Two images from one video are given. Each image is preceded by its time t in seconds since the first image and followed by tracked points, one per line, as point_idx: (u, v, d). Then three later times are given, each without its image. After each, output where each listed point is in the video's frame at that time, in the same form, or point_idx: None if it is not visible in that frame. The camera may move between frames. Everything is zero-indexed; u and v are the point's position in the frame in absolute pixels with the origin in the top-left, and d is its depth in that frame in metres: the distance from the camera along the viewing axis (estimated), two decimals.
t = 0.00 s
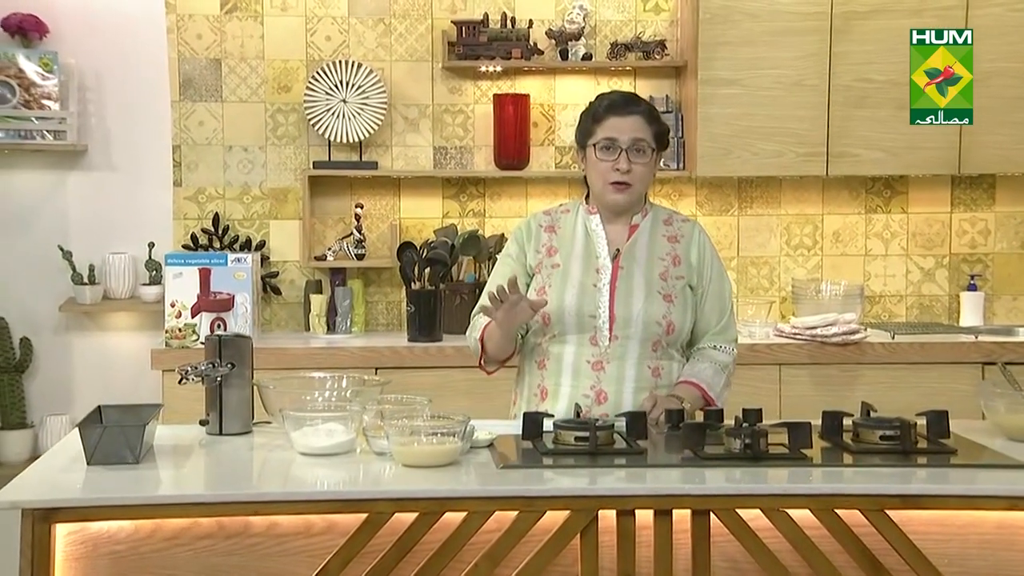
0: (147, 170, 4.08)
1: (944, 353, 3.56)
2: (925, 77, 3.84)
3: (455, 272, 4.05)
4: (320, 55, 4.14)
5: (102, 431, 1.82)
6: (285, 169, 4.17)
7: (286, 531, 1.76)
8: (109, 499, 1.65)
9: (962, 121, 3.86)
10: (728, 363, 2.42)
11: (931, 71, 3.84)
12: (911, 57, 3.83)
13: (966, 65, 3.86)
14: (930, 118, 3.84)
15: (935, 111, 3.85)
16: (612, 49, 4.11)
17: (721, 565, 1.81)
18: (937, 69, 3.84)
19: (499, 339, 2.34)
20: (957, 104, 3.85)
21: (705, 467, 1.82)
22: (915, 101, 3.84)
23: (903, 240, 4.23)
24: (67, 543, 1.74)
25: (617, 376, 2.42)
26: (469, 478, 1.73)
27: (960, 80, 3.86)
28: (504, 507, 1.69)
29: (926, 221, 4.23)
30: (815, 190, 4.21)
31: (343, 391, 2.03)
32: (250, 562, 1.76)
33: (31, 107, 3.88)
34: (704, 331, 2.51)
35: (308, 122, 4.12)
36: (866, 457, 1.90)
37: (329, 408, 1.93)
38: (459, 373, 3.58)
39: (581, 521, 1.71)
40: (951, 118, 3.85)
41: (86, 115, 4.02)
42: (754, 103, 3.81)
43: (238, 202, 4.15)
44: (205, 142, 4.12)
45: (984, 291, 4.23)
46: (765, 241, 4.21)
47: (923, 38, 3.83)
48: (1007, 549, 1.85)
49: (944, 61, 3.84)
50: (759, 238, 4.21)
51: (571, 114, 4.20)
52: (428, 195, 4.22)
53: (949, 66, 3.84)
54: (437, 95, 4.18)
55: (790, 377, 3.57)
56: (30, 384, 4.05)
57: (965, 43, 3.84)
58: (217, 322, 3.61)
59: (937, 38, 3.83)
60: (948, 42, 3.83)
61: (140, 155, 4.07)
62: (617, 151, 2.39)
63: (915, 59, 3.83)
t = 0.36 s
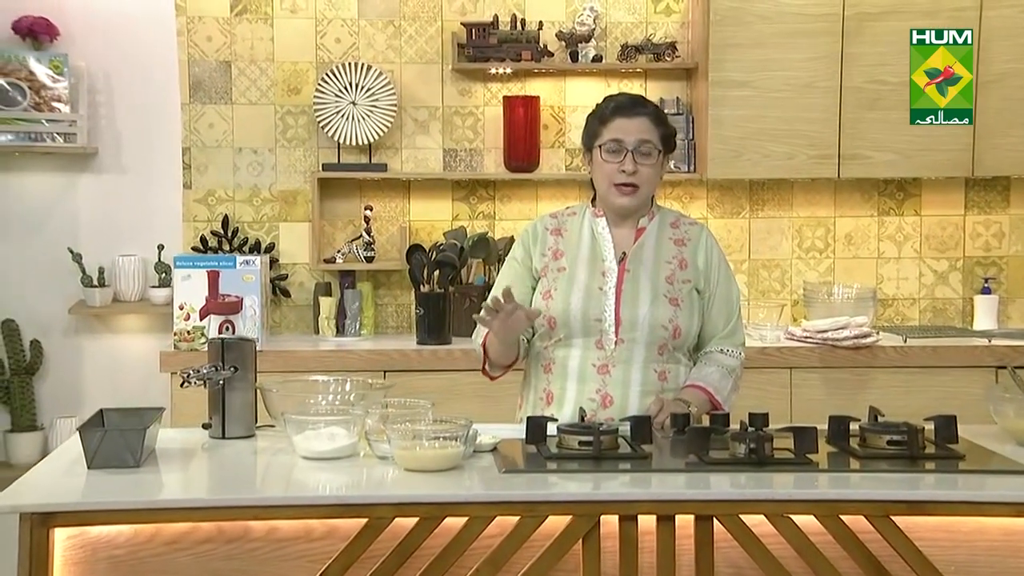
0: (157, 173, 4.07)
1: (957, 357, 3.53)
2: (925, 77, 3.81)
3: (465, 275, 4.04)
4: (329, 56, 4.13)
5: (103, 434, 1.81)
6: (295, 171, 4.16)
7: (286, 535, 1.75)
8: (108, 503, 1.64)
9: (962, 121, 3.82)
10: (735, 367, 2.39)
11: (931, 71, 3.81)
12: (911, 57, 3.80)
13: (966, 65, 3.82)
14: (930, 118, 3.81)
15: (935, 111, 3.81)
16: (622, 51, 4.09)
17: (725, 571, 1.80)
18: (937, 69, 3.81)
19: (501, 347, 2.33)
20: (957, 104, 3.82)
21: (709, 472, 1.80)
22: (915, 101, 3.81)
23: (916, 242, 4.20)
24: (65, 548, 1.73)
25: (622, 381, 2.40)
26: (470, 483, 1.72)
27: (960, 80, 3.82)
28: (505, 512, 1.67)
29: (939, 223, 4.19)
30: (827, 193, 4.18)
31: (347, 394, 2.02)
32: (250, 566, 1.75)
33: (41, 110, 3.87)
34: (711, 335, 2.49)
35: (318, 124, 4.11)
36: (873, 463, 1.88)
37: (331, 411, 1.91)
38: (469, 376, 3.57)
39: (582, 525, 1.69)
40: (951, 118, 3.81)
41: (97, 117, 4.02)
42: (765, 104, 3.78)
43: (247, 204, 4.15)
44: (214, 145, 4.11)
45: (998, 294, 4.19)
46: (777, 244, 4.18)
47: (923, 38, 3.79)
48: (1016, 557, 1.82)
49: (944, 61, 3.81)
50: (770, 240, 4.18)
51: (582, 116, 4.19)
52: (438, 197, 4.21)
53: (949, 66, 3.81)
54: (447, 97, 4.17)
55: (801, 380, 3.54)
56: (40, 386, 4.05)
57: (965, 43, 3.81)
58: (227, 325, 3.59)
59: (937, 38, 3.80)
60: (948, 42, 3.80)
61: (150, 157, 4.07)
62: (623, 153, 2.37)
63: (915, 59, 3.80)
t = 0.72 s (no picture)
0: (158, 173, 4.06)
1: (962, 358, 3.51)
2: (925, 77, 3.78)
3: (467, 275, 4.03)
4: (331, 56, 4.11)
5: (96, 435, 1.80)
6: (297, 170, 4.14)
7: (279, 538, 1.74)
8: (98, 505, 1.63)
9: (962, 121, 3.79)
10: (734, 368, 2.37)
11: (931, 71, 3.78)
12: (911, 57, 3.77)
13: (966, 65, 3.79)
14: (930, 118, 3.78)
15: (935, 111, 3.79)
16: (625, 50, 4.07)
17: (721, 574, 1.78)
18: (937, 69, 3.78)
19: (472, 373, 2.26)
20: (957, 104, 3.79)
21: (706, 474, 1.78)
22: (915, 101, 3.78)
23: (921, 242, 4.17)
24: (56, 550, 1.72)
25: (620, 381, 2.39)
26: (463, 485, 1.70)
27: (960, 80, 3.79)
28: (499, 515, 1.66)
29: (944, 223, 4.17)
30: (831, 192, 4.15)
31: (343, 395, 2.01)
32: (243, 568, 1.74)
33: (43, 109, 3.87)
34: (710, 336, 2.46)
35: (320, 123, 4.09)
36: (873, 464, 1.86)
37: (326, 412, 1.90)
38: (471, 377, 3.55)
39: (576, 528, 1.68)
40: (951, 118, 3.79)
41: (99, 117, 4.01)
42: (769, 103, 3.76)
43: (249, 204, 4.13)
44: (216, 145, 4.10)
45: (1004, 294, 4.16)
46: (781, 244, 4.16)
47: (923, 38, 3.77)
48: (1017, 560, 1.80)
49: (944, 61, 3.78)
50: (774, 240, 4.16)
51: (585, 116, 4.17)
52: (441, 197, 4.19)
53: (949, 66, 3.78)
54: (450, 97, 4.15)
55: (805, 381, 3.52)
56: (42, 386, 4.04)
57: (965, 43, 3.78)
58: (227, 325, 3.55)
59: (937, 38, 3.77)
60: (948, 42, 3.77)
61: (152, 157, 4.06)
62: (621, 151, 2.35)
63: (915, 59, 3.77)
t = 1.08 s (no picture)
0: (163, 172, 4.06)
1: (970, 359, 3.48)
2: (925, 77, 3.75)
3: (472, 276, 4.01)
4: (337, 55, 4.10)
5: (92, 436, 1.79)
6: (302, 170, 4.13)
7: (274, 540, 1.73)
8: (91, 507, 1.62)
9: (961, 121, 3.77)
10: (736, 369, 2.35)
11: (931, 71, 3.75)
12: (911, 57, 3.74)
13: (966, 65, 3.76)
14: (930, 118, 3.76)
15: (935, 111, 3.76)
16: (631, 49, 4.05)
17: None
18: (937, 69, 3.76)
19: (467, 392, 2.26)
20: (956, 104, 3.76)
21: (705, 476, 1.77)
22: (914, 101, 3.75)
23: (929, 243, 4.14)
24: (50, 551, 1.71)
25: (621, 384, 2.37)
26: (460, 487, 1.68)
27: (960, 81, 3.76)
28: (496, 517, 1.64)
29: (953, 224, 4.14)
30: (839, 193, 4.13)
31: (343, 397, 2.00)
32: (239, 570, 1.73)
33: (48, 109, 3.86)
34: (711, 337, 2.44)
35: (325, 123, 4.08)
36: (875, 467, 1.84)
37: (324, 413, 1.89)
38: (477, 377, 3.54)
39: (574, 530, 1.66)
40: (951, 118, 3.76)
41: (104, 116, 4.00)
42: (776, 102, 3.74)
43: (254, 204, 4.12)
44: (221, 144, 4.09)
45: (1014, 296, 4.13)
46: (788, 244, 4.14)
47: (923, 38, 3.74)
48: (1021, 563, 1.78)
49: (944, 61, 3.75)
50: (782, 240, 4.14)
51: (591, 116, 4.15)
52: (446, 197, 4.17)
53: (949, 66, 3.76)
54: (455, 96, 4.14)
55: (811, 382, 3.50)
56: (47, 386, 4.03)
57: (965, 43, 3.75)
58: (231, 326, 3.41)
59: (937, 38, 3.74)
60: (948, 42, 3.74)
61: (158, 157, 4.05)
62: (617, 156, 2.33)
63: (915, 59, 3.75)
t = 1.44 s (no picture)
0: (169, 171, 4.05)
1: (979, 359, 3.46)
2: (925, 77, 3.73)
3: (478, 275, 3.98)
4: (343, 54, 4.09)
5: (90, 435, 1.78)
6: (308, 169, 4.12)
7: (271, 540, 1.72)
8: (87, 507, 1.61)
9: (962, 121, 3.74)
10: (740, 370, 2.33)
11: (931, 71, 3.73)
12: (911, 57, 3.72)
13: (966, 65, 3.73)
14: (930, 118, 3.73)
15: (935, 111, 3.73)
16: (639, 48, 4.03)
17: None
18: (937, 69, 3.73)
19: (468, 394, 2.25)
20: (957, 104, 3.73)
21: (706, 477, 1.75)
22: (914, 101, 3.73)
23: (939, 242, 4.12)
24: (46, 551, 1.70)
25: (622, 386, 2.36)
26: (459, 488, 1.67)
27: (960, 80, 3.74)
28: (494, 518, 1.63)
29: (963, 223, 4.11)
30: (847, 192, 4.10)
31: (343, 397, 1.99)
32: (236, 571, 1.72)
33: (54, 108, 3.86)
34: (715, 337, 2.43)
35: (331, 122, 4.07)
36: (878, 468, 1.82)
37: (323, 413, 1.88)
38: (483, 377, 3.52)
39: (573, 531, 1.65)
40: (951, 118, 3.73)
41: (110, 115, 4.00)
42: (784, 101, 3.72)
43: (261, 203, 4.11)
44: (227, 143, 4.08)
45: None
46: (796, 244, 4.11)
47: (923, 38, 3.71)
48: None
49: (944, 61, 3.73)
50: (790, 240, 4.11)
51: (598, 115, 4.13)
52: (453, 196, 4.16)
53: (949, 66, 3.73)
54: (462, 95, 4.13)
55: (819, 382, 3.47)
56: (53, 386, 4.03)
57: (965, 43, 3.72)
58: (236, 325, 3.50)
59: (937, 38, 3.72)
60: (948, 42, 3.72)
61: (164, 156, 4.05)
62: (614, 160, 2.31)
63: (915, 59, 3.72)
